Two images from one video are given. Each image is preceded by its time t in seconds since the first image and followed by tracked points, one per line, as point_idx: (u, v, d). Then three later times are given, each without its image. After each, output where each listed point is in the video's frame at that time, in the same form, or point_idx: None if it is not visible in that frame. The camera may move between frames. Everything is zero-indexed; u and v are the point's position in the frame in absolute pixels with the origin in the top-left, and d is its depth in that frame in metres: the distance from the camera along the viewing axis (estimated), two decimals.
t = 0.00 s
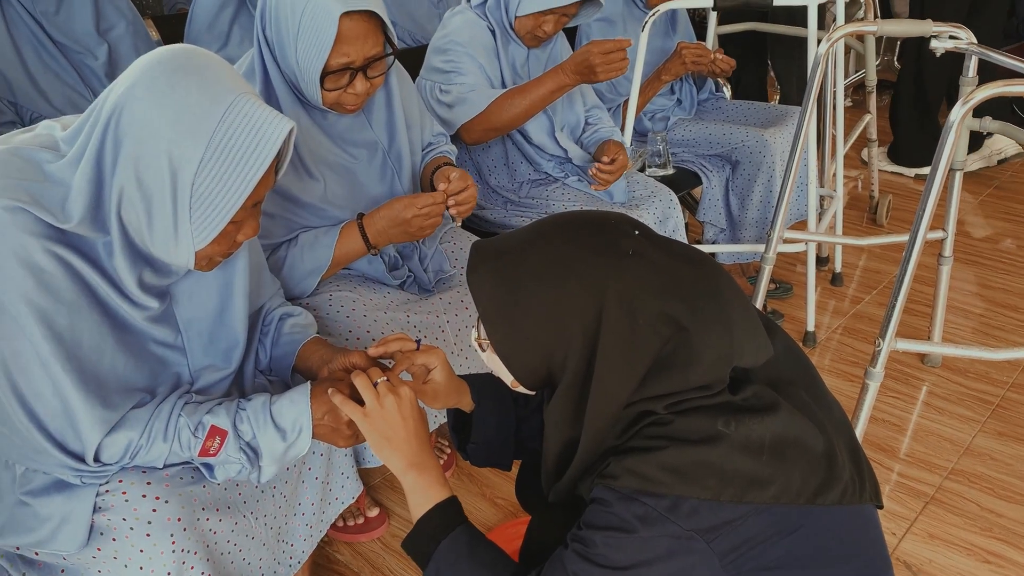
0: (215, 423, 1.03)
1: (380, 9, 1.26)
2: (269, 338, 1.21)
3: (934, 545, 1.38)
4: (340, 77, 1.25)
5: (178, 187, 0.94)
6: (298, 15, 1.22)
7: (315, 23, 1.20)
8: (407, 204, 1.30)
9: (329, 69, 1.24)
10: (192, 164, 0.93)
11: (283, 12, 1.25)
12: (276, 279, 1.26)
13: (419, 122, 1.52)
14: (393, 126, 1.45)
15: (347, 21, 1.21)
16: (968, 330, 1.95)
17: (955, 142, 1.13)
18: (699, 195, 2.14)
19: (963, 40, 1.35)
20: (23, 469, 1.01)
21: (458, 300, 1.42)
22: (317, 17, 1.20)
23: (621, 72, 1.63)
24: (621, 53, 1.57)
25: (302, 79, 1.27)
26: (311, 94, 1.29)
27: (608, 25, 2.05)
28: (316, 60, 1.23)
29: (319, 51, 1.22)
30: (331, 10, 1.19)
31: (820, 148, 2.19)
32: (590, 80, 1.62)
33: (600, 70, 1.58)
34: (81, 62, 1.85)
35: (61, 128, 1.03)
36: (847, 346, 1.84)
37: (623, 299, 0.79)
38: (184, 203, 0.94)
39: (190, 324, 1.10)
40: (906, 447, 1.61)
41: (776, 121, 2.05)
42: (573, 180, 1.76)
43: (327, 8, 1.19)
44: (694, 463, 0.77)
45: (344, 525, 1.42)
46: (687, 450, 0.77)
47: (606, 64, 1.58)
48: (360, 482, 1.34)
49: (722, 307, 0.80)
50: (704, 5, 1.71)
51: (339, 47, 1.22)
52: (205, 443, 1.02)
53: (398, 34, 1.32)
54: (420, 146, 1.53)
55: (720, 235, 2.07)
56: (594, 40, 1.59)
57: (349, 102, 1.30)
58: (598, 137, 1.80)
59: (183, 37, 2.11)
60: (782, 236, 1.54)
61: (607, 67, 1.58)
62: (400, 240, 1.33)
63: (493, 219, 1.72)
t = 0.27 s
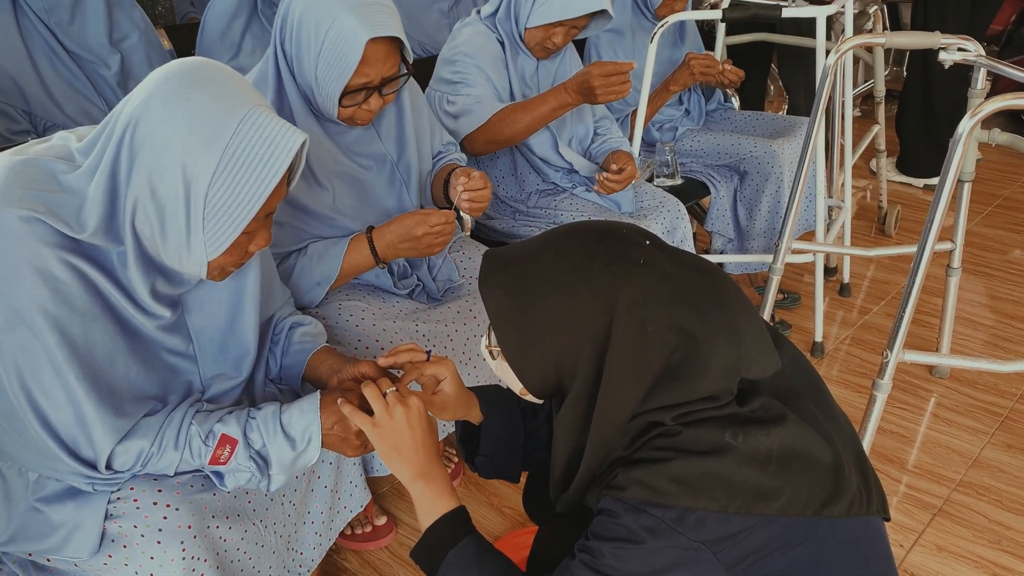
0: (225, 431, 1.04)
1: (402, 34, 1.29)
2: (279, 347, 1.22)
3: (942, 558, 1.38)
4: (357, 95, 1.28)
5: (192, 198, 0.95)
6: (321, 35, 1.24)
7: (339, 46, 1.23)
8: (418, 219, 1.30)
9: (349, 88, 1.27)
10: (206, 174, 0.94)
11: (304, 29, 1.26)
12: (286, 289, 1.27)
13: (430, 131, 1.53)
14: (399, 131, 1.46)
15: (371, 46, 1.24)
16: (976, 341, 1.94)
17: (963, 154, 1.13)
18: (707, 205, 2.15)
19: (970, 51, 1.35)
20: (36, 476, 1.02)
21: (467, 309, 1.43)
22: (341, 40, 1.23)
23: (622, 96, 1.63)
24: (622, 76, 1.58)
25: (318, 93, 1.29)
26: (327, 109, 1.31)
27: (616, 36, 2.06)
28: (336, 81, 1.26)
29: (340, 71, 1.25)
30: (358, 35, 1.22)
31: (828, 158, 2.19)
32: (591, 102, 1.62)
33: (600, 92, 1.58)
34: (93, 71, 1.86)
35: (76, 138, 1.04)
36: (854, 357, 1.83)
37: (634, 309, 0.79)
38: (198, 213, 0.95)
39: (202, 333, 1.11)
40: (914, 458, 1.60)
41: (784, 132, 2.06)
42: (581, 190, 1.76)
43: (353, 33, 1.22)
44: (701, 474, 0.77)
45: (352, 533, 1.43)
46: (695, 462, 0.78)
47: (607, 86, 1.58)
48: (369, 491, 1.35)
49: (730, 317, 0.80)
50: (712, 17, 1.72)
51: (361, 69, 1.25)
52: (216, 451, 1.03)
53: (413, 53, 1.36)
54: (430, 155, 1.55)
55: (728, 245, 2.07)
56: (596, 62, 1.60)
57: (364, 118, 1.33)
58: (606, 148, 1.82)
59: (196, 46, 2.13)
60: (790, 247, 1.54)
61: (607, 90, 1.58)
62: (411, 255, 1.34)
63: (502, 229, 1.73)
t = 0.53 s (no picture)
0: (232, 439, 1.05)
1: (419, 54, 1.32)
2: (286, 355, 1.22)
3: (947, 570, 1.37)
4: (373, 112, 1.30)
5: (201, 208, 0.96)
6: (342, 54, 1.26)
7: (360, 65, 1.26)
8: (431, 242, 1.30)
9: (366, 105, 1.29)
10: (215, 184, 0.95)
11: (323, 45, 1.28)
12: (294, 298, 1.28)
13: (438, 141, 1.55)
14: (410, 144, 1.48)
15: (391, 66, 1.26)
16: (983, 352, 1.94)
17: (968, 166, 1.13)
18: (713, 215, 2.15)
19: (976, 64, 1.35)
20: (44, 482, 1.02)
21: (473, 318, 1.44)
22: (362, 60, 1.25)
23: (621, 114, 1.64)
24: (620, 95, 1.58)
25: (333, 106, 1.31)
26: (342, 122, 1.33)
27: (623, 47, 2.09)
28: (355, 98, 1.28)
29: (358, 90, 1.27)
30: (379, 56, 1.25)
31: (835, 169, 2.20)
32: (589, 119, 1.64)
33: (597, 111, 1.59)
34: (105, 80, 1.89)
35: (88, 148, 1.05)
36: (860, 367, 1.83)
37: (637, 319, 0.79)
38: (207, 222, 0.97)
39: (210, 341, 1.13)
40: (920, 469, 1.60)
41: (791, 142, 2.06)
42: (587, 200, 1.76)
43: (375, 53, 1.25)
44: (704, 484, 0.78)
45: (357, 541, 1.43)
46: (698, 473, 0.78)
47: (604, 104, 1.59)
48: (374, 499, 1.35)
49: (734, 326, 0.80)
50: (719, 28, 1.72)
51: (380, 87, 1.27)
52: (223, 459, 1.03)
53: (426, 70, 1.39)
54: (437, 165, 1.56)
55: (734, 255, 2.07)
56: (596, 79, 1.61)
57: (378, 132, 1.35)
58: (612, 157, 1.82)
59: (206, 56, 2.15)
60: (796, 257, 1.54)
61: (604, 108, 1.59)
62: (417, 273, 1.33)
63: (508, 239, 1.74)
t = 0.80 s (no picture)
0: (240, 448, 1.05)
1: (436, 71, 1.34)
2: (294, 366, 1.23)
3: None
4: (391, 128, 1.32)
5: (212, 218, 0.97)
6: (362, 69, 1.28)
7: (380, 81, 1.28)
8: (445, 270, 1.31)
9: (384, 121, 1.31)
10: (226, 195, 0.96)
11: (343, 60, 1.30)
12: (304, 309, 1.30)
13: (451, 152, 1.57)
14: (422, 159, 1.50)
15: (411, 83, 1.29)
16: (991, 366, 1.93)
17: (976, 180, 1.13)
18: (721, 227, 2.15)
19: (985, 78, 1.36)
20: (54, 490, 1.03)
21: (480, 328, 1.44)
22: (383, 76, 1.27)
23: (620, 135, 1.62)
24: (619, 116, 1.56)
25: (349, 121, 1.33)
26: (358, 138, 1.34)
27: (632, 60, 2.10)
28: (373, 113, 1.30)
29: (377, 107, 1.29)
30: (401, 73, 1.27)
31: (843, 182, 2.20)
32: (588, 138, 1.62)
33: (595, 130, 1.57)
34: (118, 92, 1.91)
35: (102, 159, 1.07)
36: (868, 380, 1.83)
37: (642, 331, 0.80)
38: (217, 233, 0.98)
39: (219, 350, 1.14)
40: (927, 484, 1.59)
41: (799, 155, 2.07)
42: (595, 212, 1.77)
43: (395, 70, 1.27)
44: (708, 498, 0.78)
45: (363, 550, 1.44)
46: (702, 486, 0.78)
47: (604, 123, 1.57)
48: (380, 509, 1.36)
49: (739, 338, 0.81)
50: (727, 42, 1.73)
51: (399, 103, 1.30)
52: (231, 468, 1.04)
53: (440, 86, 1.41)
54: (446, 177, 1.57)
55: (742, 267, 2.07)
56: (596, 98, 1.59)
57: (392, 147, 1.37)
58: (620, 169, 1.83)
59: (218, 67, 2.17)
60: (803, 270, 1.54)
61: (603, 129, 1.57)
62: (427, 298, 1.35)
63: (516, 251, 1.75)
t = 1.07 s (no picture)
0: (250, 455, 1.07)
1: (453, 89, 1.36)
2: (305, 373, 1.25)
3: None
4: (407, 143, 1.34)
5: (227, 227, 0.99)
6: (382, 85, 1.30)
7: (399, 98, 1.29)
8: (458, 295, 1.35)
9: (400, 136, 1.33)
10: (240, 205, 0.98)
11: (363, 75, 1.31)
12: (315, 318, 1.31)
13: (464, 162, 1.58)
14: (434, 171, 1.52)
15: (429, 100, 1.31)
16: (1001, 379, 1.92)
17: (983, 193, 1.14)
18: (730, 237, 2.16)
19: (993, 92, 1.36)
20: (68, 494, 1.05)
21: (489, 336, 1.45)
22: (402, 93, 1.29)
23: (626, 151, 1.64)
24: (626, 133, 1.58)
25: (366, 134, 1.34)
26: (374, 151, 1.36)
27: (642, 73, 2.12)
28: (391, 129, 1.31)
29: (394, 122, 1.31)
30: (420, 90, 1.29)
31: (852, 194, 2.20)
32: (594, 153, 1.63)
33: (601, 147, 1.59)
34: (133, 101, 1.93)
35: (118, 169, 1.09)
36: (876, 392, 1.82)
37: (648, 342, 0.81)
38: (231, 242, 0.99)
39: (232, 357, 1.15)
40: (936, 496, 1.59)
41: (808, 166, 2.07)
42: (603, 223, 1.78)
43: (414, 87, 1.29)
44: (713, 508, 0.78)
45: (371, 557, 1.44)
46: (707, 496, 0.79)
47: (610, 140, 1.59)
48: (388, 516, 1.36)
49: (744, 350, 0.81)
50: (737, 54, 1.74)
51: (416, 119, 1.31)
52: (241, 474, 1.05)
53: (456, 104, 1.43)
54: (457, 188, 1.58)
55: (751, 277, 2.08)
56: (603, 115, 1.61)
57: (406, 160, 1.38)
58: (628, 180, 1.84)
59: (232, 77, 2.20)
60: (812, 281, 1.54)
61: (609, 146, 1.59)
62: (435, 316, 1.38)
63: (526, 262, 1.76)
